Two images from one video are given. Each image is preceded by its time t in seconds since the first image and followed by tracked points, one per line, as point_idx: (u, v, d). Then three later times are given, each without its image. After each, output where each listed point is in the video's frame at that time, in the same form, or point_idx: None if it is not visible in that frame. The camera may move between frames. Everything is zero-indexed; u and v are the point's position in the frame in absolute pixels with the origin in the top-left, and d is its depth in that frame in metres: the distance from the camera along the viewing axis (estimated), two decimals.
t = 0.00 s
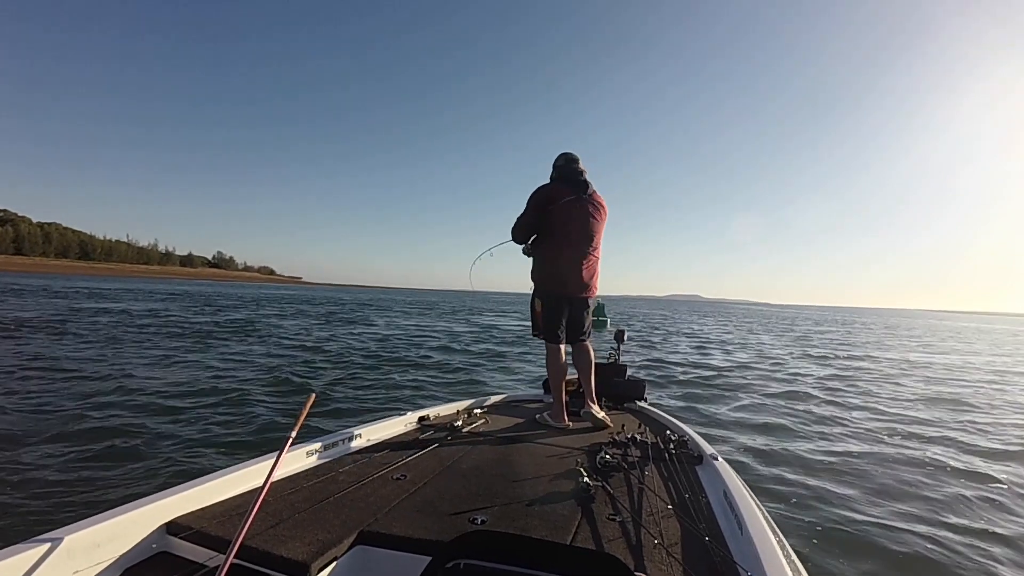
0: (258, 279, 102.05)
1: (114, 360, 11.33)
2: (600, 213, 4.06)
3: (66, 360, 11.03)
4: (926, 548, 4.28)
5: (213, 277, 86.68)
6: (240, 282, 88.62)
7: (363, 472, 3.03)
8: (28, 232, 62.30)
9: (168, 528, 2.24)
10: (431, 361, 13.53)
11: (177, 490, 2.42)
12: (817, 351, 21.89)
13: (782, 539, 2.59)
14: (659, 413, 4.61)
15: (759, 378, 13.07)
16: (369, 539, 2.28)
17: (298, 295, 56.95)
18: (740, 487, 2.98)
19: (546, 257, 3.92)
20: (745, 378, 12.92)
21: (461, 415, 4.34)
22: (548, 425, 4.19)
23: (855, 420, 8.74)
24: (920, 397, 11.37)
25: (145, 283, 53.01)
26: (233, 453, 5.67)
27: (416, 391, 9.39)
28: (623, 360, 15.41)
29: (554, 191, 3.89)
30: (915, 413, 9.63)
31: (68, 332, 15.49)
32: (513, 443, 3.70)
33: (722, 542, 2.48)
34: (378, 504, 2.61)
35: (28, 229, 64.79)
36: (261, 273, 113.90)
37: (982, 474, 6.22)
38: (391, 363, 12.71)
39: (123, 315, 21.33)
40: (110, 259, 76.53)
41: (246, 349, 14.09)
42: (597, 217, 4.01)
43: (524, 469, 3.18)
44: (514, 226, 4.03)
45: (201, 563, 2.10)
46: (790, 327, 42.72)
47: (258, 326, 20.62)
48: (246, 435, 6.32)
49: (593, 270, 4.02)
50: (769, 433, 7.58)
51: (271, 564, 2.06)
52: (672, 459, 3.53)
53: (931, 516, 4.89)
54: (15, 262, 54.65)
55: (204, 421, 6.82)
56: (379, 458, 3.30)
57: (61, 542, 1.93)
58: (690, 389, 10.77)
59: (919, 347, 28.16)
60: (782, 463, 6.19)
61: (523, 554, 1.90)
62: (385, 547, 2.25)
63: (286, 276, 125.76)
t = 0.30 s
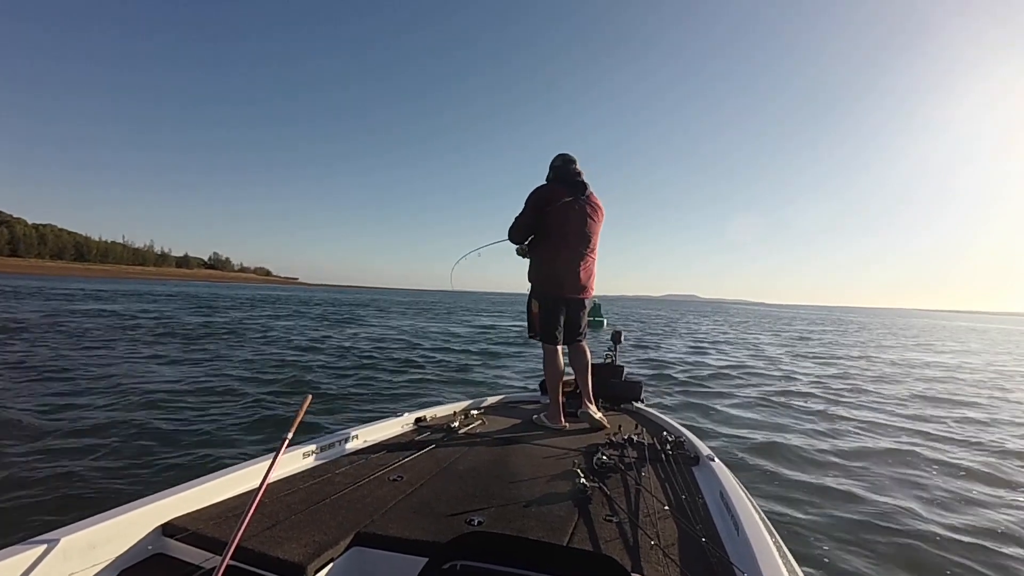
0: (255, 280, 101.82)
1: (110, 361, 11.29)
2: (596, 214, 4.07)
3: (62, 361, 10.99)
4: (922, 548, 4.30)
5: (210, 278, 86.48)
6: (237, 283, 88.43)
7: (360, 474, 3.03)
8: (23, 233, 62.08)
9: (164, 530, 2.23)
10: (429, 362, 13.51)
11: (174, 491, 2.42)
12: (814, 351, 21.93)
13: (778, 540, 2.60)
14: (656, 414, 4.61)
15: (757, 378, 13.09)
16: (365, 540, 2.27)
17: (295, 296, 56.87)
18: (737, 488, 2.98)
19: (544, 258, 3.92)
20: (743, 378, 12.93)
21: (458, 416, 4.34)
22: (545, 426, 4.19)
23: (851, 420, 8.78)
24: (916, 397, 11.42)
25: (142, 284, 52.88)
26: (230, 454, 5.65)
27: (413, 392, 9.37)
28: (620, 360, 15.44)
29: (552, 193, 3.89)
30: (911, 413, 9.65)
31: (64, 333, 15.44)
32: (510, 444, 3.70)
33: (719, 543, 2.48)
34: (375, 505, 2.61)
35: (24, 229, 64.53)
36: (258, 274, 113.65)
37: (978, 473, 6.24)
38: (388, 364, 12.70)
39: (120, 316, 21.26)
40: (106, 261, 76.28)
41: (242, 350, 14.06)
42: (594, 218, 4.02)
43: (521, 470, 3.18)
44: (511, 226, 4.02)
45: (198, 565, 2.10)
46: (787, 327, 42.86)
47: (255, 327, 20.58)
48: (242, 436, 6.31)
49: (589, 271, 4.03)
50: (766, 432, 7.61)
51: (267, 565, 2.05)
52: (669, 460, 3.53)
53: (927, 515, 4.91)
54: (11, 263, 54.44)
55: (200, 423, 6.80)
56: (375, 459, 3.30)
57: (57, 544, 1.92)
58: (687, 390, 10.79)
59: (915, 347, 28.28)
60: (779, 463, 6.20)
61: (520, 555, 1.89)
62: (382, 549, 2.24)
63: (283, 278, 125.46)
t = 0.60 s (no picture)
0: (253, 280, 101.60)
1: (107, 361, 11.26)
2: (593, 215, 4.09)
3: (59, 362, 10.95)
4: (920, 547, 4.31)
5: (207, 278, 86.14)
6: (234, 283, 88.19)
7: (358, 474, 3.03)
8: (20, 233, 61.88)
9: (160, 530, 2.23)
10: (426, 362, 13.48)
11: (172, 491, 2.41)
12: (813, 351, 21.91)
13: (776, 540, 2.60)
14: (653, 414, 4.61)
15: (755, 378, 13.08)
16: (363, 541, 2.27)
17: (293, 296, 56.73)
18: (734, 487, 2.99)
19: (543, 257, 3.91)
20: (741, 378, 12.92)
21: (456, 416, 4.34)
22: (542, 426, 4.19)
23: (849, 420, 8.79)
24: (914, 397, 11.44)
25: (139, 285, 52.73)
26: (226, 455, 5.62)
27: (411, 393, 9.35)
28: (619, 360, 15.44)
29: (551, 192, 3.89)
30: (910, 413, 9.64)
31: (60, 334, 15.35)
32: (508, 444, 3.70)
33: (717, 542, 2.49)
34: (372, 505, 2.60)
35: (20, 229, 64.29)
36: (255, 274, 113.36)
37: (976, 474, 6.23)
38: (387, 364, 12.68)
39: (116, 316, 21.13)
40: (104, 261, 76.08)
41: (240, 351, 14.03)
42: (590, 219, 4.04)
43: (518, 470, 3.18)
44: (509, 226, 4.00)
45: (195, 565, 2.09)
46: (785, 326, 42.92)
47: (252, 328, 20.51)
48: (239, 437, 6.27)
49: (586, 271, 4.04)
50: (764, 432, 7.62)
51: (265, 566, 2.05)
52: (667, 460, 3.54)
53: (924, 515, 4.92)
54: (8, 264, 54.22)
55: (196, 423, 6.76)
56: (372, 459, 3.30)
57: (54, 544, 1.91)
58: (686, 390, 10.77)
59: (913, 346, 28.32)
60: (777, 463, 6.20)
61: (518, 555, 1.89)
62: (379, 549, 2.24)
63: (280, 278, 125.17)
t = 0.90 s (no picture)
0: (250, 278, 101.38)
1: (105, 359, 11.23)
2: (590, 212, 4.10)
3: (56, 360, 10.93)
4: (917, 546, 4.32)
5: (205, 276, 85.94)
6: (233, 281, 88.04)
7: (355, 472, 3.02)
8: (18, 231, 61.76)
9: (158, 528, 2.23)
10: (424, 361, 13.46)
11: (169, 489, 2.41)
12: (811, 349, 21.91)
13: (773, 538, 2.61)
14: (650, 412, 4.62)
15: (753, 377, 13.08)
16: (360, 539, 2.27)
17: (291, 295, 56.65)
18: (732, 486, 2.99)
19: (541, 256, 3.91)
20: (739, 377, 12.92)
21: (453, 414, 4.34)
22: (539, 424, 4.19)
23: (847, 418, 8.81)
24: (911, 396, 11.46)
25: (137, 283, 52.59)
26: (223, 453, 5.61)
27: (408, 391, 9.34)
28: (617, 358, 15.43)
29: (549, 190, 3.89)
30: (908, 412, 9.64)
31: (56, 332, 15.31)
32: (506, 442, 3.70)
33: (714, 540, 2.49)
34: (370, 503, 2.60)
35: (17, 227, 64.12)
36: (253, 273, 113.16)
37: (973, 473, 6.24)
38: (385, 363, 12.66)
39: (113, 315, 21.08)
40: (101, 259, 75.88)
41: (237, 349, 14.01)
42: (588, 217, 4.05)
43: (516, 468, 3.18)
44: (507, 224, 4.00)
45: (191, 563, 2.09)
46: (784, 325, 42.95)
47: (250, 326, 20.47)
48: (236, 435, 6.26)
49: (584, 269, 4.05)
50: (761, 431, 7.62)
51: (262, 563, 2.04)
52: (664, 458, 3.54)
53: (923, 515, 4.91)
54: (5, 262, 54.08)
55: (193, 421, 6.75)
56: (369, 457, 3.30)
57: (52, 541, 1.91)
58: (684, 388, 10.77)
59: (911, 345, 28.36)
60: (774, 462, 6.20)
61: (516, 553, 1.89)
62: (377, 547, 2.24)
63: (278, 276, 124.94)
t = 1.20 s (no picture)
0: (249, 278, 101.23)
1: (103, 358, 11.22)
2: (587, 210, 4.08)
3: (54, 359, 10.92)
4: (916, 543, 4.32)
5: (203, 275, 85.74)
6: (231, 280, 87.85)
7: (353, 469, 3.03)
8: (15, 229, 61.59)
9: (155, 526, 2.22)
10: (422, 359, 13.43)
11: (166, 487, 2.41)
12: (810, 348, 21.88)
13: (770, 535, 2.62)
14: (648, 409, 4.62)
15: (752, 376, 13.07)
16: (359, 536, 2.27)
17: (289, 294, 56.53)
18: (729, 483, 3.00)
19: (537, 253, 3.91)
20: (738, 376, 12.90)
21: (452, 412, 4.33)
22: (538, 421, 4.19)
23: (845, 417, 8.82)
24: (909, 395, 11.48)
25: (136, 283, 52.49)
26: (220, 451, 5.60)
27: (406, 390, 9.32)
28: (616, 357, 15.45)
29: (545, 188, 3.90)
30: (906, 411, 9.64)
31: (54, 331, 15.26)
32: (504, 440, 3.70)
33: (712, 538, 2.49)
34: (368, 501, 2.60)
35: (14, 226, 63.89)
36: (251, 272, 112.98)
37: (971, 471, 6.24)
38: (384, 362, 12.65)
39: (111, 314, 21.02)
40: (99, 258, 75.75)
41: (235, 347, 13.98)
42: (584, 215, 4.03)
43: (514, 466, 3.19)
44: (503, 221, 4.00)
45: (189, 561, 2.09)
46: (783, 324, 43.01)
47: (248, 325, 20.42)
48: (233, 434, 6.23)
49: (580, 268, 4.04)
50: (760, 429, 7.64)
51: (260, 562, 2.04)
52: (662, 456, 3.55)
53: (922, 513, 4.92)
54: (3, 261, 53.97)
55: (190, 420, 6.73)
56: (366, 455, 3.30)
57: (49, 540, 1.90)
58: (683, 387, 10.76)
59: (910, 344, 28.40)
60: (772, 460, 6.19)
61: (514, 551, 1.89)
62: (374, 546, 2.24)
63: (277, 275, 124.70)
